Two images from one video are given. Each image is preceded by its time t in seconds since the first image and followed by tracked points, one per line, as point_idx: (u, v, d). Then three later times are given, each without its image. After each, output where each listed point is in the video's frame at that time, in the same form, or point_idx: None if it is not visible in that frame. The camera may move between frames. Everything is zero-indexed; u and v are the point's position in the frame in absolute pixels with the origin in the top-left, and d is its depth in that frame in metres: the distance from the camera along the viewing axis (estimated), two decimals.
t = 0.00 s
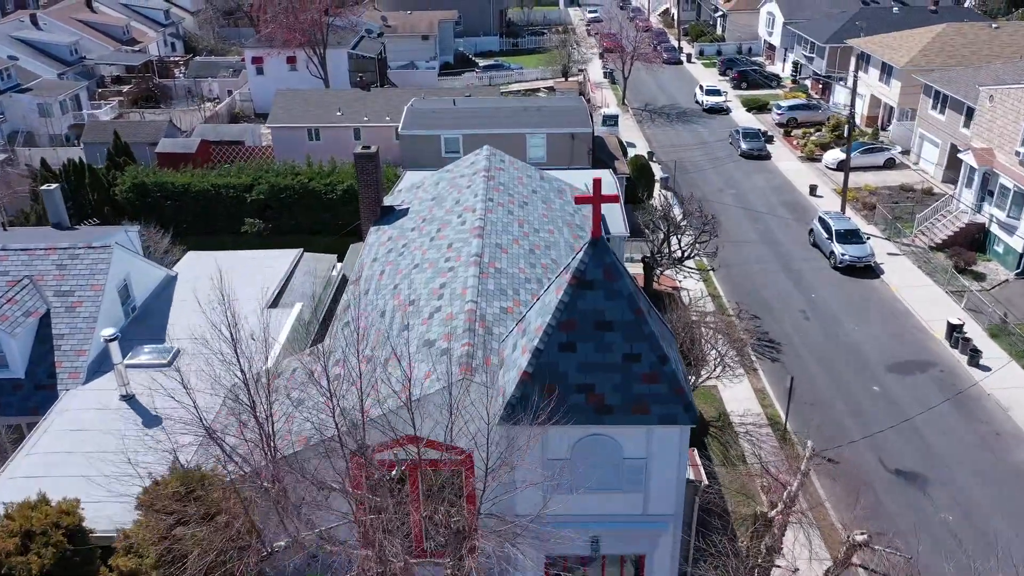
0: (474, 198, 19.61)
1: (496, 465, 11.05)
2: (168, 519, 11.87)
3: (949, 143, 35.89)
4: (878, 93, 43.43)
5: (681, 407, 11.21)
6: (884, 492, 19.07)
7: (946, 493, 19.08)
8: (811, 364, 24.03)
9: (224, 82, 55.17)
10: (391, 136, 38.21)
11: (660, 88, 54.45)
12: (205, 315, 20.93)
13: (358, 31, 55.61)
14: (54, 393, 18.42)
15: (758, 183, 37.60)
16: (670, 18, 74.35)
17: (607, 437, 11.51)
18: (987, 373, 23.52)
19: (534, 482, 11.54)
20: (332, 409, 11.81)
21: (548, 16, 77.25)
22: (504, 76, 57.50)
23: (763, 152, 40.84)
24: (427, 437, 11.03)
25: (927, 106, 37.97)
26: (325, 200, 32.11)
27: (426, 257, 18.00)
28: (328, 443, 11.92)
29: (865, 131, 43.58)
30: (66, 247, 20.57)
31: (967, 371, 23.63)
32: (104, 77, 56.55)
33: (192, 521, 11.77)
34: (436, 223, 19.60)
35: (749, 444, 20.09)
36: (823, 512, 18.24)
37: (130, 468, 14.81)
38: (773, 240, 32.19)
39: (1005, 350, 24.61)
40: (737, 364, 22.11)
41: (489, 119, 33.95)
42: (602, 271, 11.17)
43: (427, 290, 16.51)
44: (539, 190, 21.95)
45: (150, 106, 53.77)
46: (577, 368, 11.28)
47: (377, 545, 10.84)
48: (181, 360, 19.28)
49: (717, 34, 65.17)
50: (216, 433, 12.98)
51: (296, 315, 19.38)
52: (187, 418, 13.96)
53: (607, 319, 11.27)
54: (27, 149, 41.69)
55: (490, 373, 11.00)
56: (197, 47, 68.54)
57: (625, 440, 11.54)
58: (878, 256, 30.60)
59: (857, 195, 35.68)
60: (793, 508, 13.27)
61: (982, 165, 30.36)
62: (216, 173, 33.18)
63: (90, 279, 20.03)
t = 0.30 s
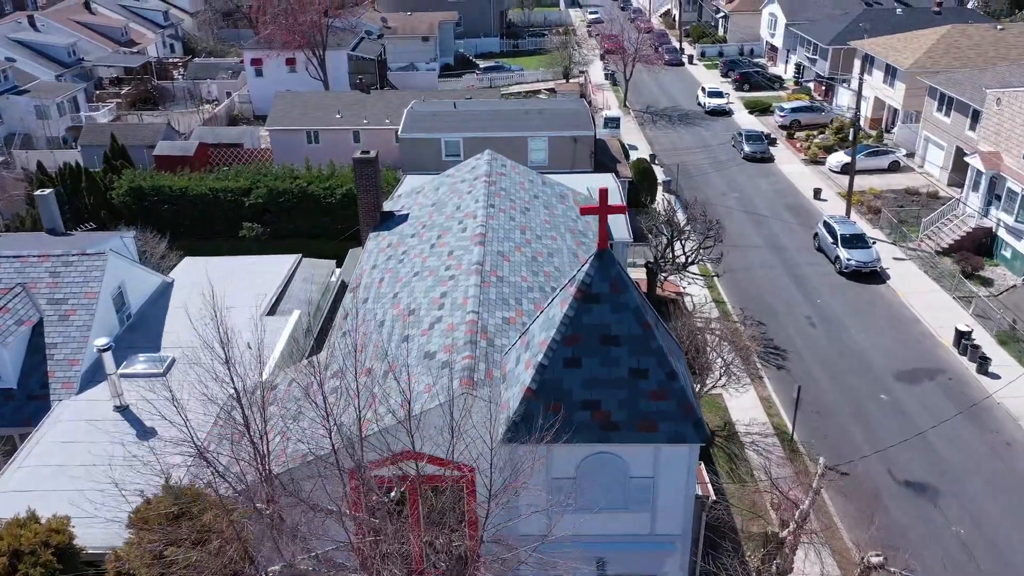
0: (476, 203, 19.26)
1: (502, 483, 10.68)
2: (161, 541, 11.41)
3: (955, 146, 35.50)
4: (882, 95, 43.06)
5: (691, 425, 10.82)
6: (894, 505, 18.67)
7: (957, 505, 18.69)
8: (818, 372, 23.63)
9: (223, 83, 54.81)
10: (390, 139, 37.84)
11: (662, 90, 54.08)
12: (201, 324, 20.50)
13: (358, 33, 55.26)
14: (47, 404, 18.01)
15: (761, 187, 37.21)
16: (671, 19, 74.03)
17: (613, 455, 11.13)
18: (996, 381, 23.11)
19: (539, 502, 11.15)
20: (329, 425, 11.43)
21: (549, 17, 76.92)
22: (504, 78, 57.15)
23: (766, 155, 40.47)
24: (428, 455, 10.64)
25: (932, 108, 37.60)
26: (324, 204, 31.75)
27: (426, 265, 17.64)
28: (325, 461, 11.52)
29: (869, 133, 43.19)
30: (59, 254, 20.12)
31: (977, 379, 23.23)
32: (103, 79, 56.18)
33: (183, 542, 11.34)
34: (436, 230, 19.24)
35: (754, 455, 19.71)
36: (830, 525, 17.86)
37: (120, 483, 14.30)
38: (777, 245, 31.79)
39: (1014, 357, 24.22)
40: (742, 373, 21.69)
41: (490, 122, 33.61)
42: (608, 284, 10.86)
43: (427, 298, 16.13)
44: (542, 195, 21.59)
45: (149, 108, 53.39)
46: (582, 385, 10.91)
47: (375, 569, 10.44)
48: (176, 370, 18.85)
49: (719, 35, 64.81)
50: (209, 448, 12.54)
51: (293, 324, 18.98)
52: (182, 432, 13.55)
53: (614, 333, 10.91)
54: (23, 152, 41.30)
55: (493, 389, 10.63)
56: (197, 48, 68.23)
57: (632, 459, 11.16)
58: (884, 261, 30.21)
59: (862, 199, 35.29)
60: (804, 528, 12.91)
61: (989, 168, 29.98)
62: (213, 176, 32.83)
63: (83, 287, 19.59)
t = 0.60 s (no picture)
0: (477, 211, 18.84)
1: (504, 508, 10.28)
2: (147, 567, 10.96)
3: (961, 149, 35.11)
4: (886, 98, 42.67)
5: (700, 448, 10.42)
6: (904, 520, 18.26)
7: (969, 520, 18.28)
8: (825, 382, 23.19)
9: (222, 86, 54.35)
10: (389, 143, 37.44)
11: (663, 92, 53.67)
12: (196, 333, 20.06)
13: (358, 34, 54.89)
14: (39, 417, 17.49)
15: (765, 191, 36.80)
16: (672, 21, 73.67)
17: (620, 478, 10.73)
18: (1007, 390, 22.69)
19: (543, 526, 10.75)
20: (325, 448, 11.02)
21: (549, 19, 76.55)
22: (505, 80, 56.74)
23: (769, 158, 40.04)
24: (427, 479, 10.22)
25: (937, 111, 37.21)
26: (323, 209, 31.32)
27: (426, 275, 17.23)
28: (321, 484, 11.12)
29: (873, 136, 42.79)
30: (51, 263, 19.67)
31: (986, 389, 22.83)
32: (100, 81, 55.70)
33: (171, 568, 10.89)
34: (436, 238, 18.82)
35: (762, 468, 19.31)
36: (841, 541, 17.43)
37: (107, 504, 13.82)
38: (782, 251, 31.37)
39: None
40: (748, 383, 21.24)
41: (491, 126, 33.19)
42: (615, 302, 10.46)
43: (427, 309, 15.72)
44: (544, 202, 21.18)
45: (147, 110, 52.94)
46: (587, 406, 10.53)
47: None
48: (171, 381, 18.39)
49: (720, 37, 64.42)
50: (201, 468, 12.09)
51: (289, 335, 18.55)
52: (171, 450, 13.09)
53: (621, 352, 10.52)
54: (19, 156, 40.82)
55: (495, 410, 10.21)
56: (195, 51, 67.80)
57: (639, 482, 10.77)
58: (890, 267, 29.80)
59: (867, 203, 34.88)
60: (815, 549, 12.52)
61: (997, 173, 29.60)
62: (211, 181, 32.44)
63: (76, 296, 19.14)
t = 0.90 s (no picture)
0: (477, 218, 18.43)
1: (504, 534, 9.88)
2: None
3: (967, 153, 34.70)
4: (890, 100, 42.26)
5: (710, 472, 10.00)
6: (914, 535, 17.85)
7: (981, 535, 17.86)
8: (832, 392, 22.76)
9: (220, 88, 53.90)
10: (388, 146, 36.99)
11: (665, 94, 53.23)
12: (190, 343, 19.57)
13: (357, 36, 54.49)
14: (28, 430, 16.89)
15: (769, 195, 36.38)
16: (673, 22, 73.26)
17: (626, 502, 10.31)
18: (1017, 400, 22.28)
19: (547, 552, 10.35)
20: (319, 469, 10.62)
21: (550, 19, 76.17)
22: (505, 82, 56.33)
23: (772, 161, 39.61)
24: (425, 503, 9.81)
25: (942, 114, 36.79)
26: (321, 214, 30.90)
27: (425, 284, 16.83)
28: (314, 507, 10.72)
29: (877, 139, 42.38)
30: (42, 271, 19.11)
31: (995, 399, 22.41)
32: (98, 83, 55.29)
33: None
34: (435, 246, 18.41)
35: (768, 481, 18.93)
36: (849, 557, 17.03)
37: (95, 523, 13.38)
38: (786, 256, 30.95)
39: None
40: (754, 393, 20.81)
41: (492, 130, 32.77)
42: (621, 320, 10.09)
43: (425, 321, 15.31)
44: (546, 209, 20.78)
45: (144, 113, 52.53)
46: (592, 427, 10.15)
47: None
48: (164, 393, 17.86)
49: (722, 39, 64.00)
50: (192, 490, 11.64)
51: (286, 345, 18.13)
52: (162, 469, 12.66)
53: (626, 371, 10.14)
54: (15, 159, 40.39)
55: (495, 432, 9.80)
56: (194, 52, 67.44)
57: (646, 507, 10.35)
58: (896, 273, 29.39)
59: (872, 207, 34.46)
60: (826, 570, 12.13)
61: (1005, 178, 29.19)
62: (207, 185, 32.02)
63: (67, 305, 18.57)
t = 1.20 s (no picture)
0: (477, 226, 17.99)
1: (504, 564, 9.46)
2: None
3: (973, 157, 34.27)
4: (894, 103, 41.84)
5: (720, 498, 9.56)
6: (924, 551, 17.40)
7: (994, 550, 17.40)
8: (838, 402, 22.31)
9: (218, 89, 53.46)
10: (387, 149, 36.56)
11: (666, 96, 52.80)
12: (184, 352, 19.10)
13: (356, 38, 54.09)
14: (17, 444, 16.39)
15: (773, 199, 35.96)
16: (674, 23, 72.83)
17: (633, 528, 9.88)
18: None
19: None
20: (312, 495, 10.22)
21: (551, 20, 75.80)
22: (505, 84, 55.93)
23: (775, 165, 39.20)
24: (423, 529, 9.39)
25: (948, 117, 36.35)
26: (319, 219, 30.45)
27: (424, 295, 16.40)
28: (307, 532, 10.31)
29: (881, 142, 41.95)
30: (32, 279, 18.34)
31: (1006, 409, 21.97)
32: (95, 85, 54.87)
33: None
34: (435, 254, 17.94)
35: (774, 494, 18.52)
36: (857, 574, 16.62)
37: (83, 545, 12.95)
38: (791, 262, 30.50)
39: None
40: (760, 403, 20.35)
41: (493, 133, 32.34)
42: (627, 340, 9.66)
43: (424, 333, 14.89)
44: (548, 215, 20.35)
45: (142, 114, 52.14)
46: (597, 452, 9.74)
47: None
48: (157, 405, 17.38)
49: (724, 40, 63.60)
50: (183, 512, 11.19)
51: (281, 356, 17.68)
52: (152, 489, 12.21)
53: (633, 393, 9.71)
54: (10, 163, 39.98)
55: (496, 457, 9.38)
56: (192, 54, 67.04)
57: (653, 533, 9.92)
58: (902, 279, 28.95)
59: (877, 212, 34.01)
60: None
61: (1013, 182, 28.77)
62: (204, 189, 31.57)
63: (58, 315, 17.90)
